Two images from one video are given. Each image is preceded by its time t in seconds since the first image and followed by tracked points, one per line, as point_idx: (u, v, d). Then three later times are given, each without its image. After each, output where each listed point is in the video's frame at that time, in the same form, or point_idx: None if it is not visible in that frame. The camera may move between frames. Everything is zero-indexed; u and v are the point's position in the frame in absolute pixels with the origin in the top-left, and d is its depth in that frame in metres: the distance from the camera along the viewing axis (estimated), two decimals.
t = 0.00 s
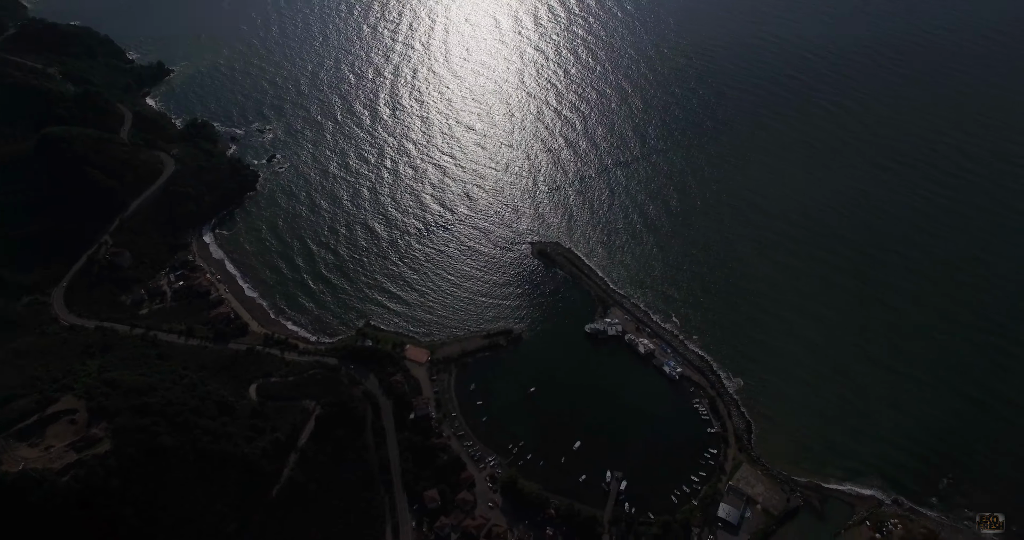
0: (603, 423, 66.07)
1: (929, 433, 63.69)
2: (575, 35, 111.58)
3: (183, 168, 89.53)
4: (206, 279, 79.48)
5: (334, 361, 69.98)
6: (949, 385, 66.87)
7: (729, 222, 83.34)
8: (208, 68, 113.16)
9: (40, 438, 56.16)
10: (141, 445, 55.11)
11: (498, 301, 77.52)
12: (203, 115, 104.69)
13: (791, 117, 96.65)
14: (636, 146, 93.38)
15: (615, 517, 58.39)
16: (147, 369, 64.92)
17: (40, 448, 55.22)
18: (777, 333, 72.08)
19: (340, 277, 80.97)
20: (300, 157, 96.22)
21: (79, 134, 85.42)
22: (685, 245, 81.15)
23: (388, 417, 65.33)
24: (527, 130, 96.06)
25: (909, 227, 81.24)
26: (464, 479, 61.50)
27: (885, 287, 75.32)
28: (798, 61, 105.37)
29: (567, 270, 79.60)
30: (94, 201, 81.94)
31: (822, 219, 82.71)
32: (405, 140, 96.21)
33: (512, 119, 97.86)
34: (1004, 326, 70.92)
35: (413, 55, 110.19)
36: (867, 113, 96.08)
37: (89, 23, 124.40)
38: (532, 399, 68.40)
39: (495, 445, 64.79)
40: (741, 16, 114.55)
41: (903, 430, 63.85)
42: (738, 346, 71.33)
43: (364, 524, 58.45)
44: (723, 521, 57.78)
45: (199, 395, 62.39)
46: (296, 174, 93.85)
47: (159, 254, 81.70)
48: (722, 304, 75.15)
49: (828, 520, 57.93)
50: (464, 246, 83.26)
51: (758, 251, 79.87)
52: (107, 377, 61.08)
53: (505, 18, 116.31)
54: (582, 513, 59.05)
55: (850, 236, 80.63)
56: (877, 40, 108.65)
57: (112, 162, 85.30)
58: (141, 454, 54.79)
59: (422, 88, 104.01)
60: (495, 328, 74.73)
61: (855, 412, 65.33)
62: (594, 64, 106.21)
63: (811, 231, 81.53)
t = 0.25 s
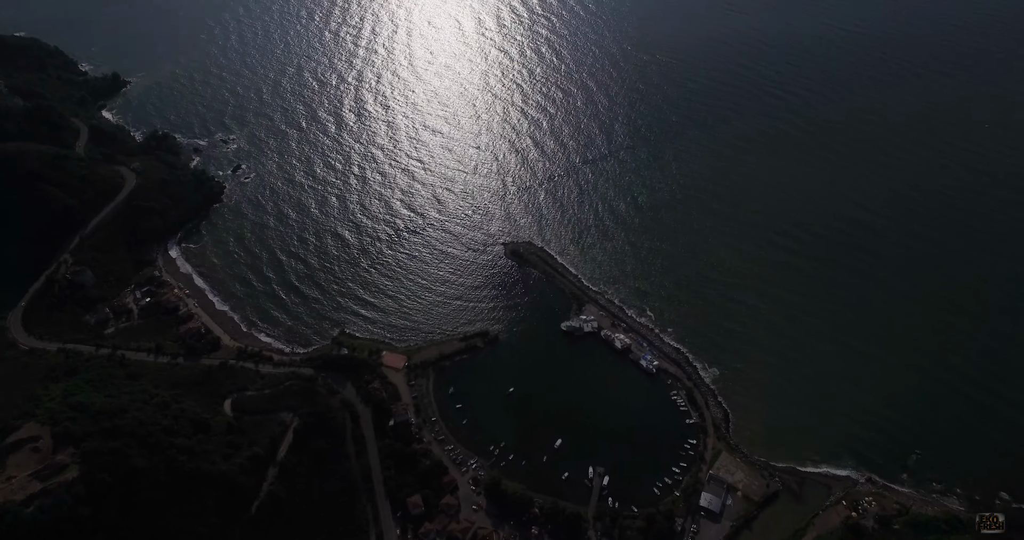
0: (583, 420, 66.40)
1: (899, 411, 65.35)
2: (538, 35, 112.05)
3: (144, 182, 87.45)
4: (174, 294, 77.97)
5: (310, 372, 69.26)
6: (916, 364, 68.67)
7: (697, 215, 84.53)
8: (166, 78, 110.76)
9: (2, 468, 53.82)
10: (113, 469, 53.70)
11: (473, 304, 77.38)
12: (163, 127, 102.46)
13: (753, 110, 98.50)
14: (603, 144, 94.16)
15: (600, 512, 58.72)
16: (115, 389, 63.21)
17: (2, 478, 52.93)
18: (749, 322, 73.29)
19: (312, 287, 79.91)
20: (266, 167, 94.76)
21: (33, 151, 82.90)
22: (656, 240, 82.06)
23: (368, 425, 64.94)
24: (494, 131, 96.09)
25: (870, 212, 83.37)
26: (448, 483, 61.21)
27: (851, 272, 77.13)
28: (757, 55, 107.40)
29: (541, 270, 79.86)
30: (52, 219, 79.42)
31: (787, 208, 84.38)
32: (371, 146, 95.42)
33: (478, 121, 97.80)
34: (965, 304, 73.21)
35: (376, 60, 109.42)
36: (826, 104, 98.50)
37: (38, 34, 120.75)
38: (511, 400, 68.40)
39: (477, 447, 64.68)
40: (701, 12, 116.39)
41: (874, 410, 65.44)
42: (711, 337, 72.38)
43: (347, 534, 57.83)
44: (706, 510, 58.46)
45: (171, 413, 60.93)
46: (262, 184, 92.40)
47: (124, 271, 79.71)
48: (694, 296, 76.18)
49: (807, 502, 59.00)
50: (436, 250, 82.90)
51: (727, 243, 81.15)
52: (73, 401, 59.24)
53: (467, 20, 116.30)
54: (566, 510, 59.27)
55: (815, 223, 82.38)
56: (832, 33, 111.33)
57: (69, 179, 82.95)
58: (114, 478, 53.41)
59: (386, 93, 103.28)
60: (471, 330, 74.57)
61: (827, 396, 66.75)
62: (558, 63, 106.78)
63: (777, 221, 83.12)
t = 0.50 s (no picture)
0: (566, 418, 66.62)
1: (875, 395, 66.70)
2: (507, 36, 112.22)
3: (110, 196, 85.39)
4: (146, 309, 76.33)
5: (289, 382, 67.65)
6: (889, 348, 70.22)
7: (671, 210, 85.45)
8: (128, 88, 108.56)
9: None
10: (86, 492, 52.88)
11: (452, 307, 77.12)
12: (128, 138, 100.43)
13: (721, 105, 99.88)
14: (576, 142, 94.67)
15: (587, 509, 58.96)
16: (88, 409, 61.68)
17: None
18: (725, 314, 74.33)
19: (287, 296, 78.87)
20: (236, 176, 93.32)
21: None
22: (632, 236, 82.80)
23: (351, 433, 63.72)
24: (467, 133, 95.91)
25: (839, 201, 85.12)
26: (433, 487, 60.90)
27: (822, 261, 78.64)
28: (724, 50, 108.87)
29: (519, 270, 79.93)
30: (14, 237, 77.19)
31: (759, 201, 85.78)
32: (342, 152, 94.56)
33: (450, 123, 97.52)
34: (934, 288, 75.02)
35: (345, 65, 108.51)
36: (793, 97, 100.24)
37: None
38: (495, 401, 68.31)
39: (461, 450, 64.44)
40: (668, 9, 117.64)
41: (851, 395, 66.74)
42: (690, 330, 73.23)
43: None
44: (691, 502, 59.10)
45: (147, 431, 59.57)
46: (232, 193, 90.99)
47: (92, 288, 77.72)
48: (671, 290, 76.97)
49: (789, 489, 59.97)
50: (413, 255, 82.45)
51: (702, 237, 82.18)
52: (44, 423, 57.67)
53: (435, 23, 116.04)
54: (553, 508, 59.41)
55: (786, 214, 83.86)
56: (796, 25, 113.06)
57: (30, 194, 80.77)
58: (87, 501, 52.73)
59: (355, 98, 102.42)
60: (451, 334, 74.31)
61: (804, 383, 67.98)
62: (528, 64, 107.02)
63: (749, 213, 84.42)
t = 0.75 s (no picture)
0: (551, 417, 66.75)
1: (854, 382, 67.81)
2: (480, 38, 112.24)
3: (78, 208, 83.68)
4: (121, 323, 74.89)
5: (272, 391, 67.46)
6: (866, 335, 71.46)
7: (649, 207, 86.17)
8: (94, 98, 106.40)
9: None
10: (63, 514, 52.07)
11: (434, 310, 76.83)
12: (95, 149, 98.41)
13: (694, 101, 101.01)
14: (552, 142, 95.01)
15: (575, 507, 59.11)
16: (63, 427, 60.35)
17: None
18: (705, 308, 75.14)
19: (266, 306, 77.87)
20: (209, 185, 91.94)
21: None
22: (610, 234, 83.32)
23: (336, 441, 63.64)
24: (443, 136, 95.67)
25: (812, 193, 86.47)
26: (421, 492, 60.54)
27: (798, 252, 79.83)
28: (696, 46, 110.00)
29: (499, 271, 79.94)
30: None
31: (734, 195, 86.88)
32: (317, 158, 93.70)
33: (426, 127, 97.20)
34: (906, 275, 76.56)
35: (317, 70, 107.59)
36: (764, 91, 101.61)
37: None
38: (480, 403, 68.20)
39: (448, 453, 64.20)
40: (638, 7, 118.64)
41: (830, 383, 67.81)
42: (671, 325, 73.87)
43: None
44: (678, 495, 59.61)
45: (127, 447, 58.57)
46: (206, 202, 89.62)
47: (62, 303, 75.97)
48: (652, 286, 77.57)
49: (774, 478, 60.75)
50: (392, 259, 81.98)
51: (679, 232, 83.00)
52: (17, 444, 56.30)
53: (407, 25, 115.67)
54: (541, 507, 59.48)
55: (761, 208, 85.04)
56: (766, 18, 114.44)
57: None
58: (65, 523, 51.77)
59: (329, 103, 101.56)
60: (433, 337, 74.03)
61: (784, 373, 68.96)
62: (502, 65, 107.13)
63: (725, 207, 85.46)
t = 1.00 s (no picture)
0: (536, 416, 66.79)
1: (832, 369, 68.86)
2: (452, 40, 112.08)
3: (44, 223, 81.72)
4: (93, 338, 73.24)
5: (253, 401, 66.59)
6: (842, 323, 72.66)
7: (625, 205, 86.85)
8: (57, 109, 103.81)
9: None
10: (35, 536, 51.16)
11: (414, 315, 76.40)
12: (60, 162, 96.05)
13: (667, 98, 102.04)
14: (527, 142, 95.19)
15: (564, 506, 59.23)
16: (36, 448, 58.81)
17: None
18: (684, 303, 75.96)
19: (243, 316, 76.71)
20: (180, 195, 90.26)
21: None
22: (588, 232, 83.75)
23: (320, 449, 62.93)
24: (417, 139, 95.29)
25: (784, 186, 87.92)
26: (408, 497, 60.18)
27: (773, 244, 81.09)
28: (666, 43, 111.03)
29: (479, 272, 79.83)
30: None
31: (708, 191, 87.95)
32: (290, 165, 92.59)
33: (400, 130, 96.71)
34: (878, 263, 78.09)
35: (287, 76, 106.39)
36: (734, 88, 103.13)
37: None
38: (464, 406, 67.93)
39: (434, 457, 63.85)
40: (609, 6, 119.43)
41: (809, 372, 68.85)
42: (651, 321, 74.50)
43: None
44: (665, 489, 60.04)
45: (103, 466, 57.31)
46: (178, 213, 87.99)
47: (31, 321, 74.12)
48: (631, 283, 78.15)
49: (758, 468, 61.44)
50: (370, 265, 81.30)
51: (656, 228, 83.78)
52: None
53: (377, 29, 115.03)
54: (530, 507, 59.50)
55: (736, 202, 86.20)
56: (734, 15, 116.00)
57: None
58: None
59: (300, 109, 100.50)
60: (415, 342, 73.60)
61: (764, 364, 69.91)
62: (475, 67, 107.06)
63: (700, 203, 86.50)
